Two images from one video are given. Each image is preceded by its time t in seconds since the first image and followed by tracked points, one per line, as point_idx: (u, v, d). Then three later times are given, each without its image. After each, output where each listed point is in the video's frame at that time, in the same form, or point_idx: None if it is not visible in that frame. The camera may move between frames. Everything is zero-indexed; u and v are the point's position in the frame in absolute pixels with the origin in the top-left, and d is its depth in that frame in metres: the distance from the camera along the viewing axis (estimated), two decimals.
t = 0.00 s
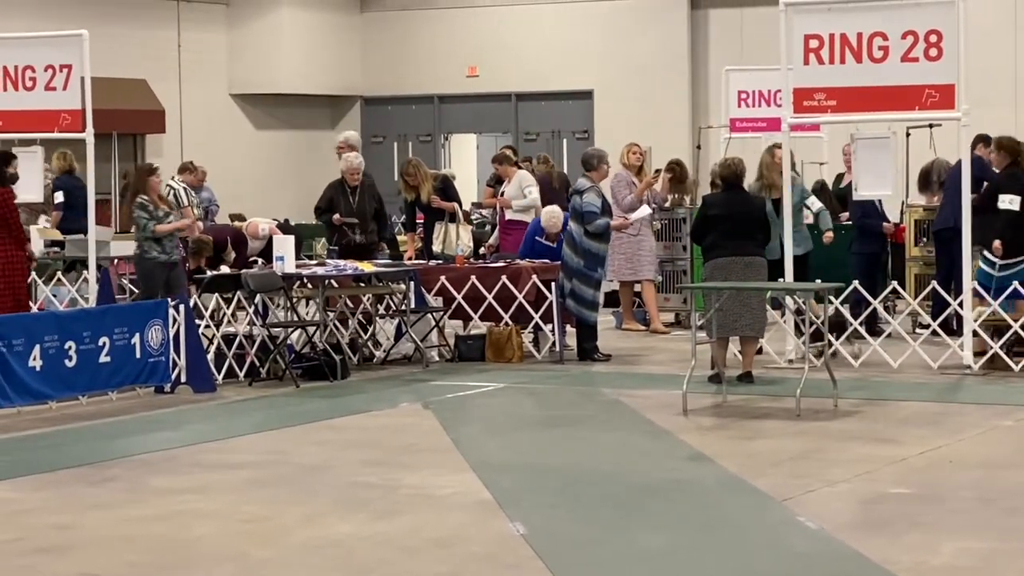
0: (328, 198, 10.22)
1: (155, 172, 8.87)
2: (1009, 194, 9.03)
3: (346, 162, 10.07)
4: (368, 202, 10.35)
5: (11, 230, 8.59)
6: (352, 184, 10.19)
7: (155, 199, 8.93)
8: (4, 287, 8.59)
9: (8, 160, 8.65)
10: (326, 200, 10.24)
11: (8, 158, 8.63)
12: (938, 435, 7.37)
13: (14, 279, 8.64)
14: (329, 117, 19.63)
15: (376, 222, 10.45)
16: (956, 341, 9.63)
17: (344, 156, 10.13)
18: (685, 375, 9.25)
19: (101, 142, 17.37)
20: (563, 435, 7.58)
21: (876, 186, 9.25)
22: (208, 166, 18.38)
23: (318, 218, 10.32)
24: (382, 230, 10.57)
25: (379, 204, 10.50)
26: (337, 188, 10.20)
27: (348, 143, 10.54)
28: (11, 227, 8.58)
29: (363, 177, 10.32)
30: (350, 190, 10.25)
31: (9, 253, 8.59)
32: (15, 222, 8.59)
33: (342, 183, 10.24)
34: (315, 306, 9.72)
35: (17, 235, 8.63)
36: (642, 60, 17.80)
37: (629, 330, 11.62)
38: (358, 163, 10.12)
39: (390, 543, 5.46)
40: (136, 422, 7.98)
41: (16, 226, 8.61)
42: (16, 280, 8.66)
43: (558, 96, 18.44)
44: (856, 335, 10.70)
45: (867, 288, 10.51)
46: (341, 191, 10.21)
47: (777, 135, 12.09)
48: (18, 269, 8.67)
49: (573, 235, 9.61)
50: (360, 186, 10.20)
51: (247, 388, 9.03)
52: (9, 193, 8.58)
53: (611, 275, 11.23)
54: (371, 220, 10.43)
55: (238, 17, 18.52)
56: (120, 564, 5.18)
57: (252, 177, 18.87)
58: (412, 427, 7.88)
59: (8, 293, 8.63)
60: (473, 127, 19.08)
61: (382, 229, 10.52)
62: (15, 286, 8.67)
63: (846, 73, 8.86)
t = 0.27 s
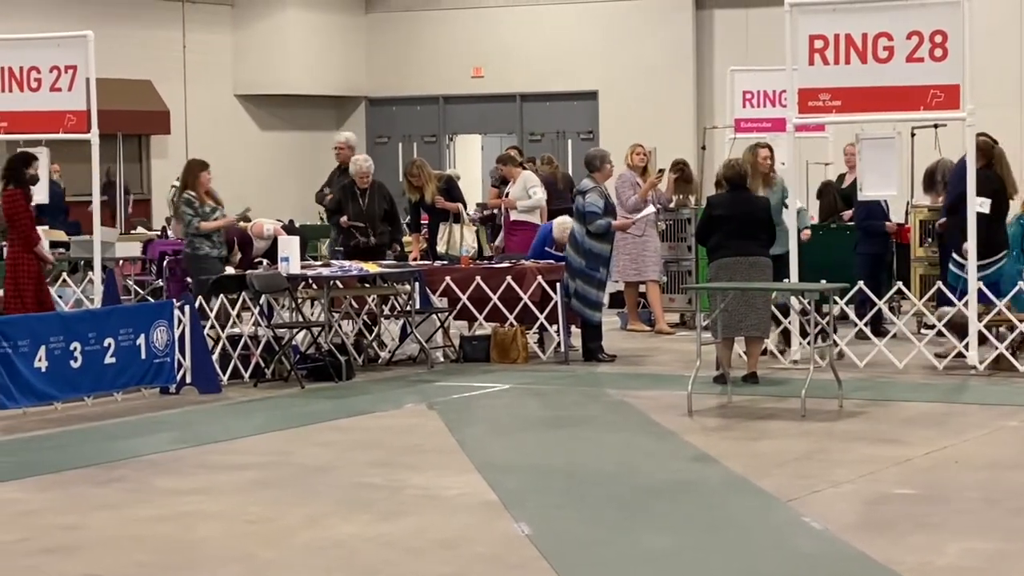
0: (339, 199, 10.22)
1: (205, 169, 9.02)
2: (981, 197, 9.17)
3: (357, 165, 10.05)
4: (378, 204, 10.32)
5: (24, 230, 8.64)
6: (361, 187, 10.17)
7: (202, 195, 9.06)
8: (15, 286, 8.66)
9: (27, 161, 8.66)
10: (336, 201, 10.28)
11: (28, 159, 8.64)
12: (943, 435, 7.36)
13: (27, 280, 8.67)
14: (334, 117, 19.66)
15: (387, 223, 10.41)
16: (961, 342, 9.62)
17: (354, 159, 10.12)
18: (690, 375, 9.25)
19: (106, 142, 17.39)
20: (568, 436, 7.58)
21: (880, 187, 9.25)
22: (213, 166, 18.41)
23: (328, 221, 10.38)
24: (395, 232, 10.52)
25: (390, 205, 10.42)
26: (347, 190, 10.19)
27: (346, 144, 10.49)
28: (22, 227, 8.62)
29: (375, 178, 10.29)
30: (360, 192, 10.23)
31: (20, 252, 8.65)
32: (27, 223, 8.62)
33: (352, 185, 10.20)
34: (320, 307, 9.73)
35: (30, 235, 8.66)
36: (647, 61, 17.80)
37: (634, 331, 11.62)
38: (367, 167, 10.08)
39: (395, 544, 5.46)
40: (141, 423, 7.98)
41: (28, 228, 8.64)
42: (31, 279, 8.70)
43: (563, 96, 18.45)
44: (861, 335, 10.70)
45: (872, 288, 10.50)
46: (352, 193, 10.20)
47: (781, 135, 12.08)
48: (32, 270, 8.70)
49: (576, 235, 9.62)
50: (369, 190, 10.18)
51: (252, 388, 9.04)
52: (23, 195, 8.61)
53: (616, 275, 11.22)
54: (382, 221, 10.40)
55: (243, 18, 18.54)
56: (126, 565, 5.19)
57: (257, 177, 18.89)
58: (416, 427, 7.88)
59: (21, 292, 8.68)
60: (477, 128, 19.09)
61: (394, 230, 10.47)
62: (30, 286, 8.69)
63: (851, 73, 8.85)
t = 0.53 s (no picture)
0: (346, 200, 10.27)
1: (252, 170, 9.77)
2: (955, 196, 9.25)
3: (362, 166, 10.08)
4: (385, 204, 10.35)
5: (43, 233, 8.57)
6: (367, 188, 10.22)
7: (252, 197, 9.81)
8: (31, 289, 8.60)
9: (53, 166, 8.65)
10: (343, 203, 10.33)
11: (53, 163, 8.62)
12: (949, 436, 7.36)
13: (41, 284, 8.60)
14: (339, 118, 19.68)
15: (393, 224, 10.42)
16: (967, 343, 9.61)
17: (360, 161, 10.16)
18: (695, 376, 9.25)
19: (112, 143, 17.40)
20: (574, 437, 7.58)
21: (886, 187, 9.24)
22: (218, 167, 18.41)
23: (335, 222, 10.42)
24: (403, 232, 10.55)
25: (397, 205, 10.46)
26: (353, 191, 10.24)
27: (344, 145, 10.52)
28: (39, 230, 8.55)
29: (380, 179, 10.34)
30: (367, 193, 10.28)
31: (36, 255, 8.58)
32: (44, 227, 8.55)
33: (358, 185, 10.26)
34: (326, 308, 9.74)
35: (47, 239, 8.58)
36: (653, 61, 17.79)
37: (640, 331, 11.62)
38: (372, 168, 10.13)
39: (401, 544, 5.46)
40: (147, 424, 7.99)
41: (43, 231, 8.56)
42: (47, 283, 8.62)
43: (568, 97, 18.45)
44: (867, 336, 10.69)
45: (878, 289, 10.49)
46: (358, 194, 10.24)
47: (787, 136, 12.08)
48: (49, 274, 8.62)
49: (578, 236, 9.67)
50: (375, 191, 10.22)
51: (258, 389, 9.05)
52: (43, 198, 8.56)
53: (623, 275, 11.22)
54: (388, 222, 10.41)
55: (249, 18, 18.56)
56: (133, 565, 5.19)
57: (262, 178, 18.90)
58: (422, 428, 7.88)
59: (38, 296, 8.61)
60: (483, 129, 19.09)
61: (402, 230, 10.47)
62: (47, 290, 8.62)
63: (857, 73, 8.85)
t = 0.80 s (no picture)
0: (357, 203, 10.30)
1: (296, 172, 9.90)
2: (940, 200, 9.24)
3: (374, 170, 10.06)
4: (395, 207, 10.33)
5: (68, 231, 8.61)
6: (378, 192, 10.22)
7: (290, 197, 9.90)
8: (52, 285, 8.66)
9: (82, 165, 8.65)
10: (353, 206, 10.36)
11: (82, 164, 8.62)
12: (955, 437, 7.35)
13: (64, 283, 8.66)
14: (344, 120, 19.71)
15: (403, 227, 10.39)
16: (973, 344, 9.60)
17: (371, 165, 10.17)
18: (701, 378, 9.24)
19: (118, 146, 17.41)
20: (579, 438, 7.58)
21: (892, 188, 9.23)
22: (224, 169, 18.43)
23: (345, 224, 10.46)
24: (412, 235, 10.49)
25: (407, 209, 10.41)
26: (364, 195, 10.25)
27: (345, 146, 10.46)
28: (63, 228, 8.60)
29: (391, 182, 10.32)
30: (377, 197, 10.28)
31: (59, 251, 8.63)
32: (69, 225, 8.59)
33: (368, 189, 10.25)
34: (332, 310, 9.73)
35: (71, 237, 8.61)
36: (658, 62, 17.79)
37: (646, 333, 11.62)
38: (383, 173, 10.14)
39: (407, 546, 5.46)
40: (153, 425, 7.99)
41: (67, 229, 8.59)
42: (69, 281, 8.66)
43: (574, 99, 18.46)
44: (872, 337, 10.69)
45: (885, 290, 10.50)
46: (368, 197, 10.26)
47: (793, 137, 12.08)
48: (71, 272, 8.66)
49: (578, 239, 9.72)
50: (386, 194, 10.21)
51: (264, 391, 9.05)
52: (70, 197, 8.59)
53: (629, 276, 11.23)
54: (398, 224, 10.38)
55: (255, 20, 18.58)
56: (139, 567, 5.19)
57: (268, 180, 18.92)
58: (428, 430, 7.88)
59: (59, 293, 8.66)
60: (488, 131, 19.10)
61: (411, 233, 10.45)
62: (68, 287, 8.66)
63: (862, 75, 8.85)
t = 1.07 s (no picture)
0: (367, 204, 10.33)
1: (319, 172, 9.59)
2: (926, 199, 9.69)
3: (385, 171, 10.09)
4: (405, 209, 10.35)
5: (85, 234, 8.60)
6: (389, 194, 10.26)
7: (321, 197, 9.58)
8: (71, 287, 8.68)
9: (103, 169, 8.61)
10: (363, 207, 10.38)
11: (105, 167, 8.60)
12: (961, 439, 7.35)
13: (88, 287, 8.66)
14: (350, 121, 19.72)
15: (413, 229, 10.38)
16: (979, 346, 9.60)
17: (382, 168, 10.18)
18: (706, 380, 9.24)
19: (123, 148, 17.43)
20: (585, 440, 7.58)
21: (897, 190, 9.24)
22: (228, 171, 18.44)
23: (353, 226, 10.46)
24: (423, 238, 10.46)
25: (418, 211, 10.42)
26: (375, 197, 10.30)
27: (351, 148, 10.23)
28: (81, 231, 8.59)
29: (402, 184, 10.37)
30: (387, 199, 10.31)
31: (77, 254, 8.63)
32: (87, 228, 8.57)
33: (379, 192, 10.29)
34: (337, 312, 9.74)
35: (88, 240, 8.60)
36: (664, 64, 17.79)
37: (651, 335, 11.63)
38: (394, 176, 10.17)
39: (413, 548, 5.46)
40: (159, 427, 8.00)
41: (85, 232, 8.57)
42: (87, 284, 8.66)
43: (579, 101, 18.46)
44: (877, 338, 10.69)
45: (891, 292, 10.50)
46: (379, 198, 10.30)
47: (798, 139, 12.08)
48: (89, 275, 8.66)
49: (578, 242, 9.69)
50: (397, 196, 10.26)
51: (269, 392, 9.06)
52: (89, 200, 8.53)
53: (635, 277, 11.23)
54: (408, 227, 10.38)
55: (260, 23, 18.59)
56: (145, 568, 5.20)
57: (273, 182, 18.94)
58: (434, 431, 7.89)
59: (77, 295, 8.68)
60: (493, 133, 19.11)
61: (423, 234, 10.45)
62: (86, 291, 8.66)
63: (867, 77, 8.86)
